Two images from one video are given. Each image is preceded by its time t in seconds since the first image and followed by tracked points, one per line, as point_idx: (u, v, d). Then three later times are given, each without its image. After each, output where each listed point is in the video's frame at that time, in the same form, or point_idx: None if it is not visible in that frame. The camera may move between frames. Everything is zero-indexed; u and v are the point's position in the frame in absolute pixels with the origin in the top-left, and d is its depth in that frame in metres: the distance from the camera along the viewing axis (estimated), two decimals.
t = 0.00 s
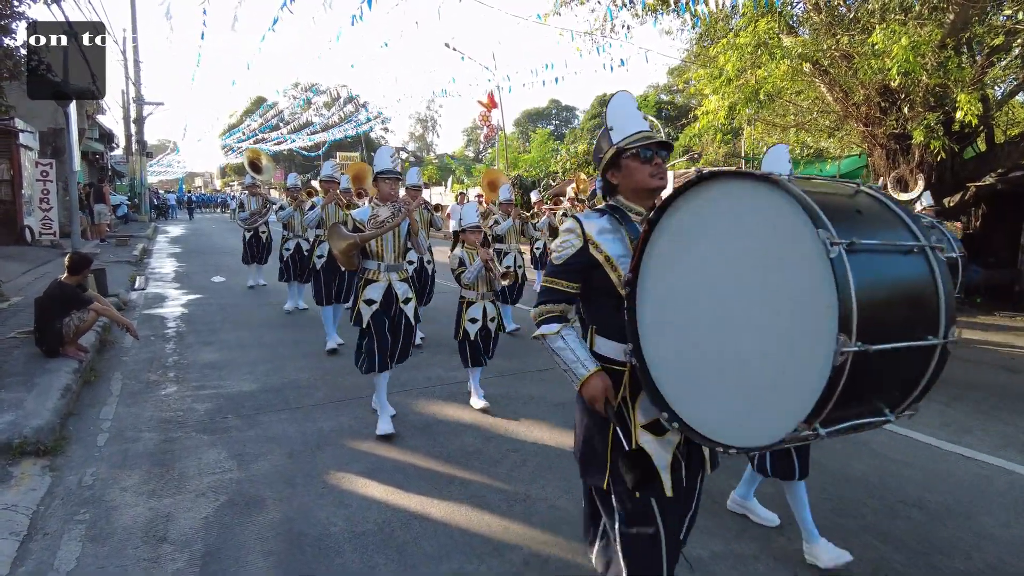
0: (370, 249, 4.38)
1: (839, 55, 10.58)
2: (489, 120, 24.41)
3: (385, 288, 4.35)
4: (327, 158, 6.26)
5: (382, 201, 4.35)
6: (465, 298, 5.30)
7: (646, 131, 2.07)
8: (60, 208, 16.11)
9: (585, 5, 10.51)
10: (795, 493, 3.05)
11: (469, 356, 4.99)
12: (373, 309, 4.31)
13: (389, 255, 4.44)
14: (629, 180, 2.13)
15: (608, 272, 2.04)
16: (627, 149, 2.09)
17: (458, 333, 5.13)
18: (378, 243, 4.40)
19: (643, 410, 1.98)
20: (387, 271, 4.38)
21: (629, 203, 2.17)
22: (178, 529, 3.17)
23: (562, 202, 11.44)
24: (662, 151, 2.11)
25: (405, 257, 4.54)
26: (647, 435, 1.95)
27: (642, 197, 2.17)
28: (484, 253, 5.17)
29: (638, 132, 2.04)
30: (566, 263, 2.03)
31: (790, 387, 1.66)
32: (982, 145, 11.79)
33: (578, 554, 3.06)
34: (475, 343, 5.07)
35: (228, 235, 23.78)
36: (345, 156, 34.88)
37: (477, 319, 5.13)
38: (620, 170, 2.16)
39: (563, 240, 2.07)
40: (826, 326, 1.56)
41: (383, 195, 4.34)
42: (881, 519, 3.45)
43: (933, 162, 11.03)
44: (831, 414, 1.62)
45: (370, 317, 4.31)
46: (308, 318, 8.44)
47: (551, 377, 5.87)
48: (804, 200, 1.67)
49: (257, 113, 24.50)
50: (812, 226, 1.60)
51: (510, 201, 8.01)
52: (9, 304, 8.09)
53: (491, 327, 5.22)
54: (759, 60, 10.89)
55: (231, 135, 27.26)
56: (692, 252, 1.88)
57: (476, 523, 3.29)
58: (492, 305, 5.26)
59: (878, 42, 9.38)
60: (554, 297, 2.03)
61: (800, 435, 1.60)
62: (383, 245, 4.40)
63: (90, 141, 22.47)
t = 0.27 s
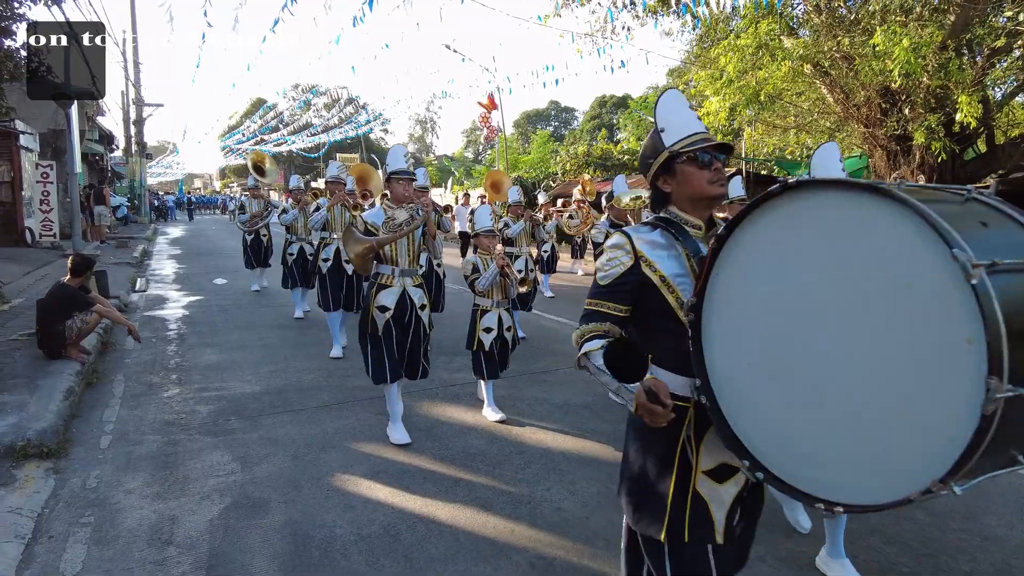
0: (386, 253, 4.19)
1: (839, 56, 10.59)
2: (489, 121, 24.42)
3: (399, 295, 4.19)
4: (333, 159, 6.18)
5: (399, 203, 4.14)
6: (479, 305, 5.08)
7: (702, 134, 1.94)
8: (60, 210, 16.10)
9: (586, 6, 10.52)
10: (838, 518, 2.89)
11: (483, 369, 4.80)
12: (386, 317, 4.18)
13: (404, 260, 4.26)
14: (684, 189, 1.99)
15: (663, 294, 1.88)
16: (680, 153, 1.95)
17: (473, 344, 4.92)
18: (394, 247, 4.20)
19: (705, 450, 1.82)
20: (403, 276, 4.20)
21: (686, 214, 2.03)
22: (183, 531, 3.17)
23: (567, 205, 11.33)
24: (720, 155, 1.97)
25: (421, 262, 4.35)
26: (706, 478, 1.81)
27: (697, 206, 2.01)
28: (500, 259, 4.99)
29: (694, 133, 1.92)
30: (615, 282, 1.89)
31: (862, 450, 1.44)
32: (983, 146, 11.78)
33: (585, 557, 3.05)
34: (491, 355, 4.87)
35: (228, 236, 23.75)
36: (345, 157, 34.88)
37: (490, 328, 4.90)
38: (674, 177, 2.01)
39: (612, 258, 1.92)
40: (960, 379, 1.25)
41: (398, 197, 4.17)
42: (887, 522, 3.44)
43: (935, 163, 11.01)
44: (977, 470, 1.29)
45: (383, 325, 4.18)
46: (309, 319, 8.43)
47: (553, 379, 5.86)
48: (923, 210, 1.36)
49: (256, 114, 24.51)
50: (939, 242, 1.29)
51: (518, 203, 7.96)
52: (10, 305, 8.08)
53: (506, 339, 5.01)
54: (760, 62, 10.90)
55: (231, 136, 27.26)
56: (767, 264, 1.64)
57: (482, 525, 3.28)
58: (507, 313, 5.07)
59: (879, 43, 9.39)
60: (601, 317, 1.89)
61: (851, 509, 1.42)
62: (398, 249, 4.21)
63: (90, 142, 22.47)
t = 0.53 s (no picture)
0: (399, 257, 4.04)
1: (835, 55, 10.61)
2: (485, 122, 24.45)
3: (413, 300, 4.05)
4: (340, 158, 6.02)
5: (414, 204, 4.01)
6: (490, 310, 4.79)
7: (776, 118, 1.71)
8: (57, 211, 16.06)
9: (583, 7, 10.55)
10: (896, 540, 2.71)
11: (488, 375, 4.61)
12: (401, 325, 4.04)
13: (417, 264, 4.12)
14: (757, 178, 1.74)
15: (738, 295, 1.63)
16: (755, 138, 1.70)
17: (480, 349, 4.69)
18: (408, 252, 4.06)
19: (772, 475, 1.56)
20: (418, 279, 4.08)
21: (754, 206, 1.77)
22: (186, 533, 3.16)
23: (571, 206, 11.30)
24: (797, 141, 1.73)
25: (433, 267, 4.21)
26: (771, 507, 1.56)
27: (770, 199, 1.77)
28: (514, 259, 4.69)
29: (772, 114, 1.68)
30: (681, 280, 1.62)
31: (990, 489, 1.24)
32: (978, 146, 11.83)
33: (588, 556, 3.05)
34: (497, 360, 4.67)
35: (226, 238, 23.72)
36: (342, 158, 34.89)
37: (502, 335, 4.62)
38: (745, 165, 1.76)
39: (681, 252, 1.66)
40: None
41: (412, 197, 4.05)
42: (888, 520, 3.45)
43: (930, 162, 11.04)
44: None
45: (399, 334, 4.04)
46: (308, 320, 8.43)
47: (553, 379, 5.86)
48: None
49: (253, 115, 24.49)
50: None
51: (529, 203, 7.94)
52: (7, 307, 8.05)
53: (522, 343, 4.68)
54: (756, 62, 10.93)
55: (227, 137, 27.23)
56: (902, 245, 1.31)
57: (485, 525, 3.28)
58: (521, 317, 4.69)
59: (875, 43, 9.42)
60: (670, 319, 1.60)
61: (987, 560, 1.21)
62: (412, 253, 4.07)
63: (86, 143, 22.43)
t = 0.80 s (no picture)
0: (416, 262, 3.99)
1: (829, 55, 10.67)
2: (479, 122, 24.46)
3: (431, 305, 3.98)
4: (345, 158, 5.87)
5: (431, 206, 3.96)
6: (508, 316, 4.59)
7: (886, 119, 1.53)
8: (47, 212, 15.93)
9: (576, 6, 10.54)
10: None
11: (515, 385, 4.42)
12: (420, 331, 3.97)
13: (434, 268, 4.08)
14: (865, 185, 1.55)
15: (845, 317, 1.47)
16: (863, 141, 1.52)
17: (502, 359, 4.52)
18: (425, 256, 4.02)
19: (886, 525, 1.47)
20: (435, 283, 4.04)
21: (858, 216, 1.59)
22: (185, 534, 3.16)
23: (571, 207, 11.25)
24: (908, 146, 1.55)
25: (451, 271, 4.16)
26: (885, 559, 1.47)
27: (878, 210, 1.58)
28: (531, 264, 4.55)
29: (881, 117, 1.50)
30: (779, 301, 1.49)
31: None
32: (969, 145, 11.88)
33: (589, 554, 3.07)
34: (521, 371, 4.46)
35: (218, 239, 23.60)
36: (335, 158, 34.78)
37: (523, 343, 4.45)
38: (848, 170, 1.57)
39: (780, 264, 1.53)
40: None
41: (428, 198, 3.99)
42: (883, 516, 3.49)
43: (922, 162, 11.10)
44: None
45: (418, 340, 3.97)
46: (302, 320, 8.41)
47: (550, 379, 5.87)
48: None
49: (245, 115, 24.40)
50: None
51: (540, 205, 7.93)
52: None
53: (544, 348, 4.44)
54: (750, 62, 10.98)
55: (219, 138, 27.10)
56: None
57: (484, 524, 3.29)
58: (542, 326, 4.50)
59: (868, 44, 9.47)
60: (763, 343, 1.48)
61: None
62: (429, 257, 4.03)
63: (76, 144, 22.29)
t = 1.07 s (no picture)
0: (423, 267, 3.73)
1: (817, 56, 10.75)
2: (470, 122, 24.47)
3: (440, 312, 3.71)
4: (344, 157, 5.74)
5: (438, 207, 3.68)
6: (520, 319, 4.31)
7: (996, 96, 1.41)
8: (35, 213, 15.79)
9: (567, 6, 10.57)
10: None
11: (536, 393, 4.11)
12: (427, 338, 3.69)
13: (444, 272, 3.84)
14: (968, 173, 1.44)
15: (954, 321, 1.38)
16: (969, 124, 1.41)
17: (518, 367, 4.20)
18: (432, 260, 3.76)
19: None
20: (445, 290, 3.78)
21: (961, 207, 1.48)
22: (179, 536, 3.14)
23: (571, 207, 11.08)
24: (1017, 127, 1.44)
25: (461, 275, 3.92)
26: None
27: (982, 199, 1.47)
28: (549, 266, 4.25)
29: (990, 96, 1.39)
30: (875, 305, 1.42)
31: None
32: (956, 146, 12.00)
33: (585, 552, 3.08)
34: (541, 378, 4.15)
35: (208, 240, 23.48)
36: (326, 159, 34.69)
37: (538, 348, 4.17)
38: (951, 156, 1.46)
39: (875, 265, 1.45)
40: None
41: (436, 198, 3.70)
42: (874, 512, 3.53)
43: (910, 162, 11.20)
44: None
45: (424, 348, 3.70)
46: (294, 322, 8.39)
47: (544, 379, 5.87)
48: None
49: (235, 116, 24.32)
50: None
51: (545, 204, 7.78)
52: None
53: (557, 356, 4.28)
54: (740, 62, 11.04)
55: (209, 138, 26.95)
56: None
57: (479, 524, 3.30)
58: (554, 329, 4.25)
59: (856, 45, 9.55)
60: (862, 356, 1.42)
61: None
62: (438, 260, 3.79)
63: (64, 144, 22.14)
